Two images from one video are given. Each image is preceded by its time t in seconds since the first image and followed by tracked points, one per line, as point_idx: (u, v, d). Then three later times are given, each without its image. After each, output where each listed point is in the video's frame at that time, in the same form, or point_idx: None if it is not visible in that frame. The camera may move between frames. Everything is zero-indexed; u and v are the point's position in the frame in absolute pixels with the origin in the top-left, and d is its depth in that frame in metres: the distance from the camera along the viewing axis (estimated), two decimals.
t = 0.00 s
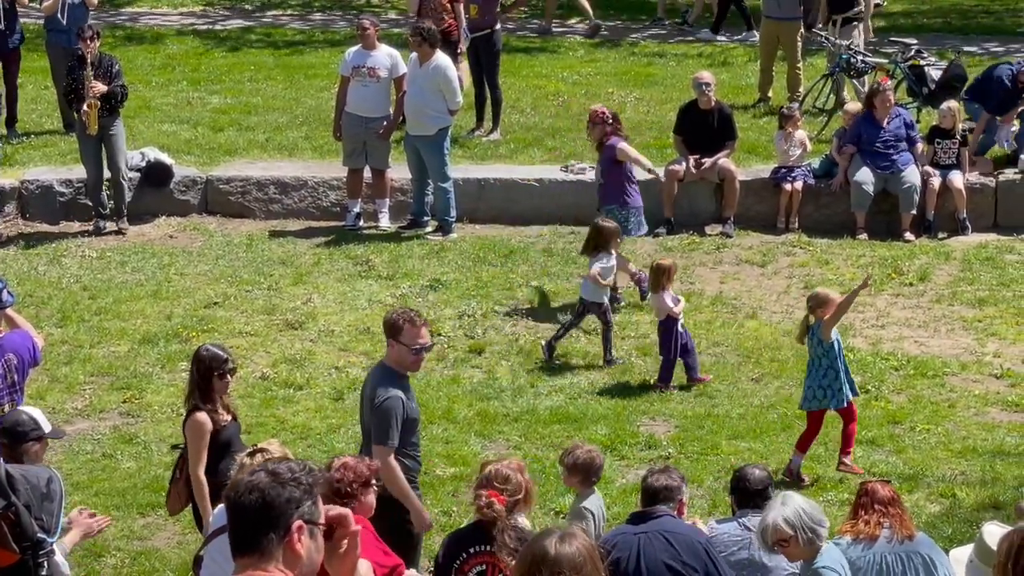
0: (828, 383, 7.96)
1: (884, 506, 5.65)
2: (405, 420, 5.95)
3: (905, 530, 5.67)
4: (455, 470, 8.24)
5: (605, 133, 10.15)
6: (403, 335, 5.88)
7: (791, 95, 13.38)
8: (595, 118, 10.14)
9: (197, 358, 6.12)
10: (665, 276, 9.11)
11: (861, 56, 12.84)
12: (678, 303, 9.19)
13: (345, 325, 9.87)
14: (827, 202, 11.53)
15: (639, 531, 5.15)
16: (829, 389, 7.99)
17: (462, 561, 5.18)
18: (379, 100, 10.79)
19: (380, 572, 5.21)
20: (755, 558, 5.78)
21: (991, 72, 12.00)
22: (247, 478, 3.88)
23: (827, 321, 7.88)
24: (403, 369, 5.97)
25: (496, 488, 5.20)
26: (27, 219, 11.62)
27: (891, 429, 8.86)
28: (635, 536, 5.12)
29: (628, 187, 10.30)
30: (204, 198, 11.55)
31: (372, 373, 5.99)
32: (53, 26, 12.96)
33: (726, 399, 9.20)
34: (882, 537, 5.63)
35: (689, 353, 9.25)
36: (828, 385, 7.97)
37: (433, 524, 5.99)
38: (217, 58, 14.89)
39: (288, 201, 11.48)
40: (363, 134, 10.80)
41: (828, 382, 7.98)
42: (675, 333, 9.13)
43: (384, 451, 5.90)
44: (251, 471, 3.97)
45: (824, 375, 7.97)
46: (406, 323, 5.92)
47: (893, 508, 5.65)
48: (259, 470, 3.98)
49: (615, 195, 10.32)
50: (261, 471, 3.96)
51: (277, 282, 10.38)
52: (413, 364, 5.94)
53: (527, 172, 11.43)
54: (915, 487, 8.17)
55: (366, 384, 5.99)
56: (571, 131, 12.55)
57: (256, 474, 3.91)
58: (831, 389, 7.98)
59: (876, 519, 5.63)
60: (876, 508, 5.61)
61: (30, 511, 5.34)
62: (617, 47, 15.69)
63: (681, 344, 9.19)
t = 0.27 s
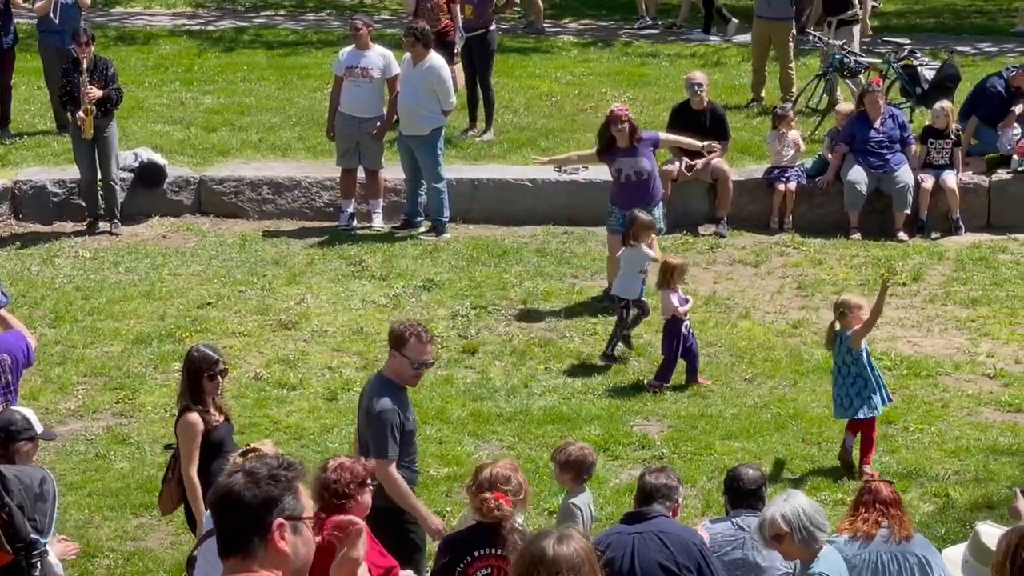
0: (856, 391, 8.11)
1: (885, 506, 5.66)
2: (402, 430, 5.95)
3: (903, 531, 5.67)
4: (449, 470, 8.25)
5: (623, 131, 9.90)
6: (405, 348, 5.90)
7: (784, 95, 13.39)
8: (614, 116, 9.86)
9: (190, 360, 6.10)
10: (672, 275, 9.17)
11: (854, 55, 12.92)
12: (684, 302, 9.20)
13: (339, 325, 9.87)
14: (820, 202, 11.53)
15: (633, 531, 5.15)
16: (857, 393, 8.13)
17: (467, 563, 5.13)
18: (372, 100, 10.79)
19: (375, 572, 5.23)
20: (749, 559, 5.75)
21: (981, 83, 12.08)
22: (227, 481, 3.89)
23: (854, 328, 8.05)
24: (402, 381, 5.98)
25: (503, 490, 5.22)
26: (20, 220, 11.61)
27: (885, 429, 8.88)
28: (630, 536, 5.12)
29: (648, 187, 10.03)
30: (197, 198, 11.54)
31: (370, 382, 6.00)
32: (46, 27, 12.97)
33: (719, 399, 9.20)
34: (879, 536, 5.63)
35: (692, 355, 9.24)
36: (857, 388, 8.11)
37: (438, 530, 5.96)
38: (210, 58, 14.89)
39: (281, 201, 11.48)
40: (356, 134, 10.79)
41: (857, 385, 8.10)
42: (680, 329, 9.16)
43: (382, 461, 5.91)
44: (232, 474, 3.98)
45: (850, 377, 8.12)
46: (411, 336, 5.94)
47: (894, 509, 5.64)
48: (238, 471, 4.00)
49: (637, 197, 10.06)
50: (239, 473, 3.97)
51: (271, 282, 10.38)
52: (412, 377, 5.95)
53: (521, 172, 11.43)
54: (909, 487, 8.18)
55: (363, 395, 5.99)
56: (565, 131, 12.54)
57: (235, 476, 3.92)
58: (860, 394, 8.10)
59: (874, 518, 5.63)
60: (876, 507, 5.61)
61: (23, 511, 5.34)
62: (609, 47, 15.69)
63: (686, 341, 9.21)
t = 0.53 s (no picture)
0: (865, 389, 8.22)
1: (880, 508, 5.67)
2: (402, 425, 6.00)
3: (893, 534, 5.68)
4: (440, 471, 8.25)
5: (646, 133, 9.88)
6: (405, 342, 5.97)
7: (775, 95, 13.39)
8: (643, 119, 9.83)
9: (178, 361, 6.13)
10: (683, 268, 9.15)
11: (844, 56, 12.80)
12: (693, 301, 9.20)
13: (330, 326, 9.87)
14: (811, 202, 11.52)
15: (626, 532, 5.18)
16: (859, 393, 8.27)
17: (456, 565, 5.12)
18: (363, 101, 10.77)
19: (365, 570, 5.08)
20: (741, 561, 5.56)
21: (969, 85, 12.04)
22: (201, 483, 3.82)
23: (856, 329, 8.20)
24: (400, 375, 6.04)
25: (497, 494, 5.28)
26: (11, 221, 11.60)
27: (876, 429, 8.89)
28: (622, 537, 5.15)
29: (660, 188, 10.03)
30: (188, 199, 11.53)
31: (367, 377, 6.05)
32: (36, 28, 12.96)
33: (710, 400, 9.21)
34: (869, 536, 5.64)
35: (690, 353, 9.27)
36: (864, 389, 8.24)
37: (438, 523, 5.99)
38: (201, 59, 14.89)
39: (271, 202, 11.47)
40: (346, 135, 10.77)
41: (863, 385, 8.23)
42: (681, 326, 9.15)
43: (383, 454, 5.96)
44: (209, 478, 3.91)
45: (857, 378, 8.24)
46: (409, 331, 6.00)
47: (889, 512, 5.65)
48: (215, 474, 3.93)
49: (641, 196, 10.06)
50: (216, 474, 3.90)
51: (261, 283, 10.37)
52: (411, 371, 6.02)
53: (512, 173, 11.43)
54: (899, 487, 8.19)
55: (360, 388, 6.04)
56: (556, 132, 12.54)
57: (210, 477, 3.85)
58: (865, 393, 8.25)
59: (867, 517, 5.65)
60: (871, 506, 5.64)
61: (13, 514, 5.35)
62: (600, 48, 15.70)
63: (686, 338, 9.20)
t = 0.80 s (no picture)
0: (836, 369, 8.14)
1: (862, 509, 5.66)
2: (392, 429, 6.00)
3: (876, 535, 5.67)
4: (428, 473, 8.25)
5: (660, 132, 9.79)
6: (396, 345, 5.96)
7: (763, 97, 13.40)
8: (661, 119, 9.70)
9: (166, 363, 6.13)
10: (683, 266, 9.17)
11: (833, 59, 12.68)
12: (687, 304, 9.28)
13: (318, 329, 9.86)
14: (799, 204, 11.51)
15: (614, 535, 5.18)
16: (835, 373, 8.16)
17: (440, 565, 5.17)
18: (352, 103, 10.77)
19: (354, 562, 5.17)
20: (729, 561, 5.71)
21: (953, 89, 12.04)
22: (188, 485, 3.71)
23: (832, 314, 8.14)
24: (392, 378, 6.03)
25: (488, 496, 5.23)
26: None
27: (864, 431, 8.91)
28: (610, 540, 5.14)
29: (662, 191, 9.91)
30: (176, 202, 11.52)
31: (359, 379, 6.04)
32: (25, 31, 12.96)
33: (698, 401, 9.22)
34: (852, 538, 5.61)
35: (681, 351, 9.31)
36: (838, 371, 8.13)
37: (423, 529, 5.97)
38: (189, 62, 14.88)
39: (260, 205, 11.46)
40: (334, 138, 10.76)
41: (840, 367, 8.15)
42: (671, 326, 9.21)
43: (374, 458, 5.96)
44: (201, 473, 3.80)
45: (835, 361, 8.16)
46: (399, 334, 5.98)
47: (870, 513, 5.64)
48: (207, 471, 3.81)
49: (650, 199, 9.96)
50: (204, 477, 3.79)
51: (250, 286, 10.37)
52: (402, 374, 6.01)
53: (500, 175, 11.44)
54: (888, 488, 8.20)
55: (350, 392, 6.02)
56: (544, 134, 12.54)
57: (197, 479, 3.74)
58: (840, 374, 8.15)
59: (848, 520, 5.63)
60: (852, 507, 5.62)
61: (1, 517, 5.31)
62: (588, 50, 15.71)
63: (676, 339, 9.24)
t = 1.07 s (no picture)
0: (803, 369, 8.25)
1: (839, 510, 5.68)
2: (379, 434, 6.03)
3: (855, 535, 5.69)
4: (415, 475, 8.25)
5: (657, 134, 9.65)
6: (384, 354, 5.98)
7: (749, 99, 13.41)
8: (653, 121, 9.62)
9: (149, 369, 6.12)
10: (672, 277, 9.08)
11: (818, 60, 12.70)
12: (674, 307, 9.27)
13: (304, 331, 9.86)
14: (785, 205, 11.50)
15: (599, 537, 5.21)
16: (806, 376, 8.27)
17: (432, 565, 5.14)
18: (337, 105, 10.76)
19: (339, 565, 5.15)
20: (715, 563, 5.78)
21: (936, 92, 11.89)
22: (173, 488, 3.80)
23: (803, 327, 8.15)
24: (379, 384, 6.05)
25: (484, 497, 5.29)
26: None
27: (850, 433, 8.92)
28: (596, 541, 5.17)
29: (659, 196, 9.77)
30: (162, 204, 11.51)
31: (347, 387, 6.07)
32: (14, 32, 12.94)
33: (684, 403, 9.23)
34: (833, 541, 5.63)
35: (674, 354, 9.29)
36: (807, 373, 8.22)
37: (417, 515, 6.15)
38: (175, 64, 14.87)
39: (246, 207, 11.45)
40: (320, 140, 10.75)
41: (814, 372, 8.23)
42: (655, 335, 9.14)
43: (363, 466, 6.02)
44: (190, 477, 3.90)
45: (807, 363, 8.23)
46: (387, 341, 6.00)
47: (847, 513, 5.66)
48: (195, 473, 3.91)
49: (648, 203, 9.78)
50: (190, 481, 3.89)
51: (236, 288, 10.36)
52: (391, 381, 6.03)
53: (487, 177, 11.44)
54: (874, 490, 8.21)
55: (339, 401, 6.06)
56: (530, 136, 12.54)
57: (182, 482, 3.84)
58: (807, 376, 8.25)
59: (827, 522, 5.63)
60: (829, 509, 5.65)
61: None
62: (573, 52, 15.71)
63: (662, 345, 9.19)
